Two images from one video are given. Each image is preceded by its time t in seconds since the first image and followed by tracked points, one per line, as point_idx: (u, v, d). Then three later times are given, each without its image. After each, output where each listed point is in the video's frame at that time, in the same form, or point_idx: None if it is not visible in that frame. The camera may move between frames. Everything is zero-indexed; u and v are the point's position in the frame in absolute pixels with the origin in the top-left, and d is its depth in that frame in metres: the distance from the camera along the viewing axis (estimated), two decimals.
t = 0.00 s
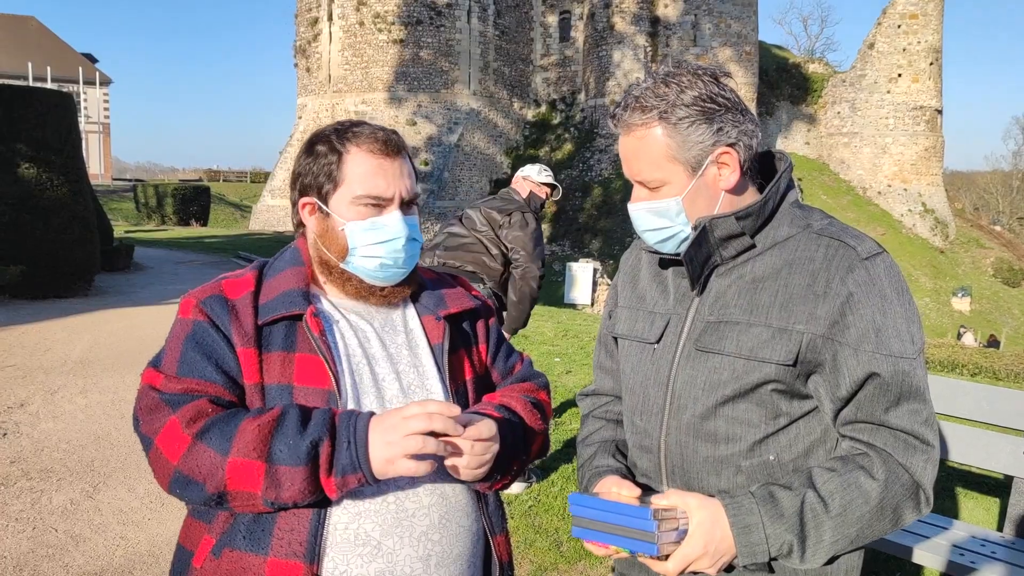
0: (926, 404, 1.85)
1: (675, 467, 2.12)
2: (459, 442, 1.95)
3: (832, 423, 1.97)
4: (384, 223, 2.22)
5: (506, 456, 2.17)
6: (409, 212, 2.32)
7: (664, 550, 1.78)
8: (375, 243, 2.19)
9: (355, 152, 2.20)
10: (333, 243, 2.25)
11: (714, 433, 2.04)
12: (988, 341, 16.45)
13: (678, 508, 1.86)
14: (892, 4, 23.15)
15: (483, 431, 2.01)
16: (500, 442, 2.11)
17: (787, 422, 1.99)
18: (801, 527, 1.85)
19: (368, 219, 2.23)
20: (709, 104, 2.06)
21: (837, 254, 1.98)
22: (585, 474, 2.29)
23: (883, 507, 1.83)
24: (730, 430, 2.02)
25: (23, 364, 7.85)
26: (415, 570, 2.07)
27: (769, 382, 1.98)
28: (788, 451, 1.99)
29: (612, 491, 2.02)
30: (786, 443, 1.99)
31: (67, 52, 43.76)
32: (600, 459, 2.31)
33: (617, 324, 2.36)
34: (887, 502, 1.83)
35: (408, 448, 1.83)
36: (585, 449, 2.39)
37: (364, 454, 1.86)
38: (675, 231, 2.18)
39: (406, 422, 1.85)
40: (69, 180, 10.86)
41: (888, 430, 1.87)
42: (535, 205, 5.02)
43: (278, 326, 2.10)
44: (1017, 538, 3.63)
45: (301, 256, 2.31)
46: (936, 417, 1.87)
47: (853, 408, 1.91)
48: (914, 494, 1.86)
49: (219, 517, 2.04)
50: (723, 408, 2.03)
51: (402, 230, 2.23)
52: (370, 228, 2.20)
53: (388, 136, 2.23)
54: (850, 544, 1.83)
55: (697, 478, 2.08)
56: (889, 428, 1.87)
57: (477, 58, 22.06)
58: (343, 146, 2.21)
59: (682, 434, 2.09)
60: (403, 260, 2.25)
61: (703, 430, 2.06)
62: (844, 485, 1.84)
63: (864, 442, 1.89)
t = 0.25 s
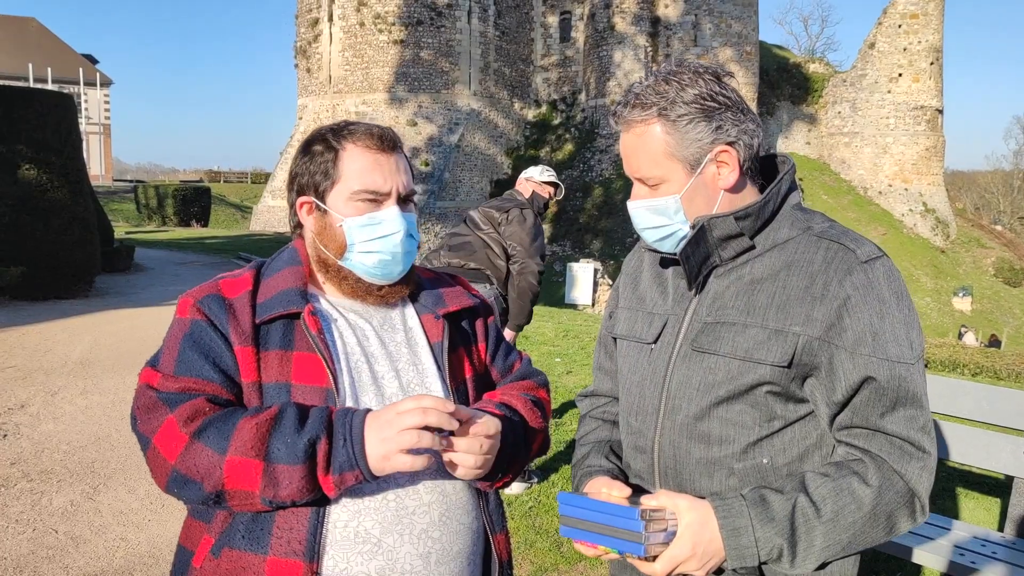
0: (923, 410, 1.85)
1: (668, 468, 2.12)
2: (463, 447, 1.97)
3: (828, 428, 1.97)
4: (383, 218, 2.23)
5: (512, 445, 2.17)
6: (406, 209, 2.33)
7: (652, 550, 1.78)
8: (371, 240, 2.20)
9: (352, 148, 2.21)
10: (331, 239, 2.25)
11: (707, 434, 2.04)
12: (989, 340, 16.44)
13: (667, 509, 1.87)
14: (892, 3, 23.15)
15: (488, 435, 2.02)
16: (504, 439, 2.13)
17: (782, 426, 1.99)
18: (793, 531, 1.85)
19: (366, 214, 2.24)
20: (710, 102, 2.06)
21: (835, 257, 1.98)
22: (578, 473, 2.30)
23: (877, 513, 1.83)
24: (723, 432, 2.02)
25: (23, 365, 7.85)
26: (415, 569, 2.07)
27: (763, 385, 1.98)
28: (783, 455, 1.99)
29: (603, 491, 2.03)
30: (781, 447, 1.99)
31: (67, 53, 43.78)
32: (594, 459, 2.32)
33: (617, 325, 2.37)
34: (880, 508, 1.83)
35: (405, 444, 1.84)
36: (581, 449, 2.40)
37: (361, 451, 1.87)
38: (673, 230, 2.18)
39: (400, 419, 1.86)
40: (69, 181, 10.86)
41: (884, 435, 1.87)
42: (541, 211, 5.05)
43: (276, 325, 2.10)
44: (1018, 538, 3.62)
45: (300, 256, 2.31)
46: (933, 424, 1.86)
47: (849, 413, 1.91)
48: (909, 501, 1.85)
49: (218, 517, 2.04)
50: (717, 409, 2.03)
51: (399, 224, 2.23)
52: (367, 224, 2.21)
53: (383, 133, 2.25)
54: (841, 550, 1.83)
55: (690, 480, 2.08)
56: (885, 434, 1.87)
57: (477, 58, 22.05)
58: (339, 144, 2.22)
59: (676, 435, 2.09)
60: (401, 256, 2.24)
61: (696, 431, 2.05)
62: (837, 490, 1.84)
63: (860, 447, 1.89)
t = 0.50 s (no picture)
0: (923, 413, 1.84)
1: (665, 466, 2.12)
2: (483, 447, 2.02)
3: (827, 430, 1.96)
4: (384, 205, 2.25)
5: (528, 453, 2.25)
6: (409, 204, 2.36)
7: (642, 547, 1.78)
8: (371, 224, 2.21)
9: (359, 138, 2.26)
10: (331, 225, 2.25)
11: (704, 434, 2.04)
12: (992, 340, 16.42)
13: (660, 505, 1.86)
14: (894, 3, 23.16)
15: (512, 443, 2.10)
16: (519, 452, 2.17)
17: (780, 427, 1.99)
18: (787, 532, 1.85)
19: (368, 201, 2.25)
20: (712, 100, 2.06)
21: (836, 258, 1.97)
22: (578, 470, 2.31)
23: (873, 517, 1.83)
24: (720, 432, 2.02)
25: (26, 367, 7.86)
26: (418, 570, 2.07)
27: (762, 385, 1.97)
28: (781, 456, 1.98)
29: (600, 487, 2.03)
30: (779, 447, 1.98)
31: (68, 55, 43.82)
32: (595, 456, 2.33)
33: (621, 323, 2.37)
34: (877, 511, 1.83)
35: (344, 440, 1.75)
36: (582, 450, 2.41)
37: (307, 450, 1.79)
38: (674, 227, 2.20)
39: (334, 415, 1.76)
40: (70, 184, 10.87)
41: (882, 438, 1.87)
42: (546, 212, 5.03)
43: (273, 327, 2.11)
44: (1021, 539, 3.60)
45: (300, 256, 2.32)
46: (934, 428, 1.85)
47: (848, 415, 1.92)
48: (908, 504, 1.85)
49: (218, 521, 2.04)
50: (715, 408, 2.02)
51: (400, 211, 2.26)
52: (369, 209, 2.23)
53: (390, 127, 2.31)
54: (836, 552, 1.84)
55: (687, 479, 2.08)
56: (883, 437, 1.87)
57: (479, 60, 22.05)
58: (347, 135, 2.27)
59: (673, 434, 2.09)
60: (401, 245, 2.25)
61: (694, 431, 2.05)
62: (833, 493, 1.83)
63: (859, 450, 1.89)
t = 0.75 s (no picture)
0: (927, 418, 1.77)
1: (669, 469, 2.05)
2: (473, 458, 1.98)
3: (831, 434, 1.89)
4: (386, 214, 2.18)
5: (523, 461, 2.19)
6: (412, 210, 2.29)
7: (647, 551, 1.73)
8: (372, 233, 2.15)
9: (363, 144, 2.18)
10: (332, 233, 2.20)
11: (707, 437, 1.97)
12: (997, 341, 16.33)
13: (664, 510, 1.81)
14: (896, 3, 23.12)
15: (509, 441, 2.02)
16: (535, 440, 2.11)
17: (784, 431, 1.92)
18: (790, 537, 1.79)
19: (369, 208, 2.19)
20: (724, 99, 1.99)
21: (841, 262, 1.90)
22: (582, 472, 2.24)
23: (878, 522, 1.77)
24: (724, 435, 1.95)
25: (27, 369, 7.81)
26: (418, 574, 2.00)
27: (766, 390, 1.91)
28: (785, 460, 1.92)
29: (603, 491, 1.97)
30: (783, 452, 1.92)
31: (69, 58, 43.80)
32: (598, 458, 2.25)
33: (626, 324, 2.29)
34: (881, 517, 1.77)
35: (349, 460, 1.72)
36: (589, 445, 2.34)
37: (314, 469, 1.77)
38: (672, 220, 2.14)
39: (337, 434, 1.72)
40: (71, 185, 10.92)
41: (886, 443, 1.80)
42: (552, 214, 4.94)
43: (272, 330, 2.04)
44: None
45: (300, 259, 2.25)
46: (939, 433, 1.78)
47: (851, 420, 1.85)
48: (913, 510, 1.79)
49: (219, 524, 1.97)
50: (718, 413, 1.96)
51: (402, 221, 2.20)
52: (371, 218, 2.16)
53: (393, 133, 2.23)
54: (840, 557, 1.78)
55: (690, 483, 2.02)
56: (887, 442, 1.80)
57: (480, 60, 21.98)
58: (351, 141, 2.19)
59: (676, 438, 2.03)
60: (402, 253, 2.18)
61: (698, 434, 1.99)
62: (837, 497, 1.78)
63: (862, 455, 1.82)
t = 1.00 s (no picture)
0: (936, 421, 1.77)
1: (679, 470, 2.05)
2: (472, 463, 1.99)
3: (840, 436, 1.89)
4: (389, 219, 2.18)
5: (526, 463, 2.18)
6: (415, 214, 2.28)
7: (660, 554, 1.74)
8: (375, 240, 2.13)
9: (360, 150, 2.18)
10: (337, 242, 2.19)
11: (718, 439, 1.97)
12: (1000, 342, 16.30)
13: (676, 513, 1.81)
14: (898, 4, 23.10)
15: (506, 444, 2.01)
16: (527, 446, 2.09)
17: (793, 434, 1.92)
18: (801, 540, 1.80)
19: (372, 215, 2.18)
20: (739, 103, 1.99)
21: (851, 266, 1.90)
22: (592, 474, 2.23)
23: (886, 523, 1.78)
24: (734, 437, 1.95)
25: (30, 371, 7.82)
26: None
27: (775, 393, 1.91)
28: (794, 462, 1.92)
29: (614, 492, 1.96)
30: (792, 453, 1.92)
31: (71, 60, 43.87)
32: (609, 459, 2.24)
33: (634, 324, 2.28)
34: (890, 519, 1.78)
35: (356, 468, 1.73)
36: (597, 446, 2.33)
37: (319, 473, 1.77)
38: (678, 218, 2.15)
39: (343, 445, 1.73)
40: (74, 186, 10.84)
41: (895, 447, 1.80)
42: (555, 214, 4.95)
43: (275, 333, 2.04)
44: None
45: (302, 263, 2.25)
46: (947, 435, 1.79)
47: (860, 422, 1.85)
48: (921, 511, 1.79)
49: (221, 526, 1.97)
50: (729, 416, 1.96)
51: (405, 226, 2.19)
52: (373, 225, 2.16)
53: (392, 137, 2.22)
54: (851, 558, 1.79)
55: (701, 483, 2.01)
56: (896, 445, 1.80)
57: (482, 61, 21.97)
58: (349, 147, 2.19)
59: (685, 439, 2.03)
60: (406, 258, 2.18)
61: (707, 436, 1.99)
62: (846, 500, 1.78)
63: (871, 457, 1.82)
